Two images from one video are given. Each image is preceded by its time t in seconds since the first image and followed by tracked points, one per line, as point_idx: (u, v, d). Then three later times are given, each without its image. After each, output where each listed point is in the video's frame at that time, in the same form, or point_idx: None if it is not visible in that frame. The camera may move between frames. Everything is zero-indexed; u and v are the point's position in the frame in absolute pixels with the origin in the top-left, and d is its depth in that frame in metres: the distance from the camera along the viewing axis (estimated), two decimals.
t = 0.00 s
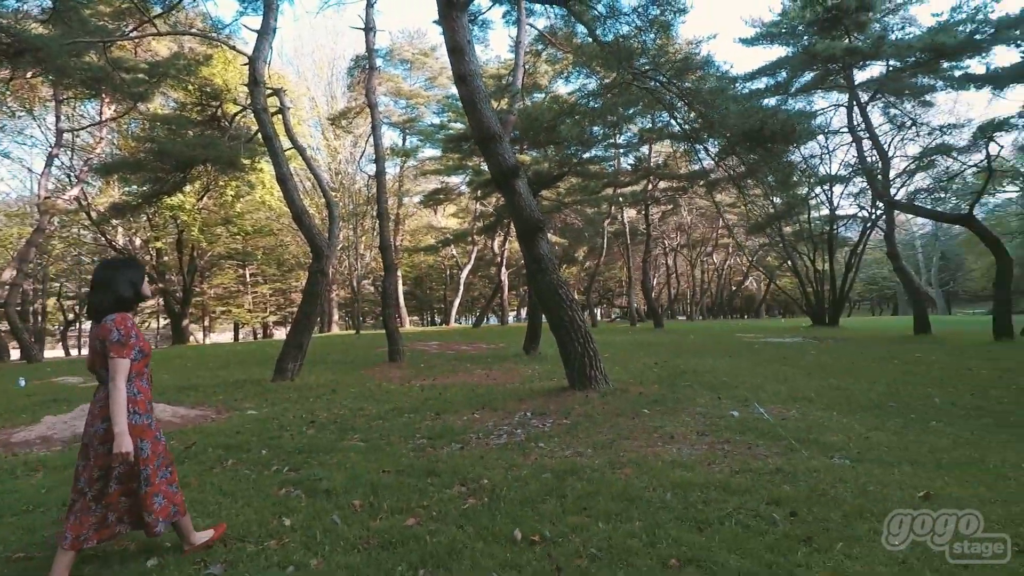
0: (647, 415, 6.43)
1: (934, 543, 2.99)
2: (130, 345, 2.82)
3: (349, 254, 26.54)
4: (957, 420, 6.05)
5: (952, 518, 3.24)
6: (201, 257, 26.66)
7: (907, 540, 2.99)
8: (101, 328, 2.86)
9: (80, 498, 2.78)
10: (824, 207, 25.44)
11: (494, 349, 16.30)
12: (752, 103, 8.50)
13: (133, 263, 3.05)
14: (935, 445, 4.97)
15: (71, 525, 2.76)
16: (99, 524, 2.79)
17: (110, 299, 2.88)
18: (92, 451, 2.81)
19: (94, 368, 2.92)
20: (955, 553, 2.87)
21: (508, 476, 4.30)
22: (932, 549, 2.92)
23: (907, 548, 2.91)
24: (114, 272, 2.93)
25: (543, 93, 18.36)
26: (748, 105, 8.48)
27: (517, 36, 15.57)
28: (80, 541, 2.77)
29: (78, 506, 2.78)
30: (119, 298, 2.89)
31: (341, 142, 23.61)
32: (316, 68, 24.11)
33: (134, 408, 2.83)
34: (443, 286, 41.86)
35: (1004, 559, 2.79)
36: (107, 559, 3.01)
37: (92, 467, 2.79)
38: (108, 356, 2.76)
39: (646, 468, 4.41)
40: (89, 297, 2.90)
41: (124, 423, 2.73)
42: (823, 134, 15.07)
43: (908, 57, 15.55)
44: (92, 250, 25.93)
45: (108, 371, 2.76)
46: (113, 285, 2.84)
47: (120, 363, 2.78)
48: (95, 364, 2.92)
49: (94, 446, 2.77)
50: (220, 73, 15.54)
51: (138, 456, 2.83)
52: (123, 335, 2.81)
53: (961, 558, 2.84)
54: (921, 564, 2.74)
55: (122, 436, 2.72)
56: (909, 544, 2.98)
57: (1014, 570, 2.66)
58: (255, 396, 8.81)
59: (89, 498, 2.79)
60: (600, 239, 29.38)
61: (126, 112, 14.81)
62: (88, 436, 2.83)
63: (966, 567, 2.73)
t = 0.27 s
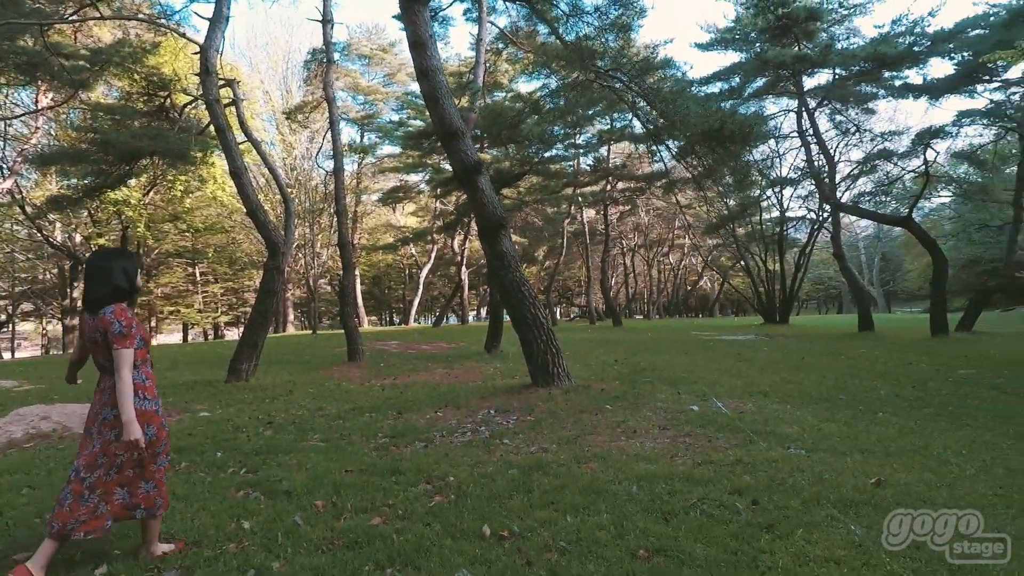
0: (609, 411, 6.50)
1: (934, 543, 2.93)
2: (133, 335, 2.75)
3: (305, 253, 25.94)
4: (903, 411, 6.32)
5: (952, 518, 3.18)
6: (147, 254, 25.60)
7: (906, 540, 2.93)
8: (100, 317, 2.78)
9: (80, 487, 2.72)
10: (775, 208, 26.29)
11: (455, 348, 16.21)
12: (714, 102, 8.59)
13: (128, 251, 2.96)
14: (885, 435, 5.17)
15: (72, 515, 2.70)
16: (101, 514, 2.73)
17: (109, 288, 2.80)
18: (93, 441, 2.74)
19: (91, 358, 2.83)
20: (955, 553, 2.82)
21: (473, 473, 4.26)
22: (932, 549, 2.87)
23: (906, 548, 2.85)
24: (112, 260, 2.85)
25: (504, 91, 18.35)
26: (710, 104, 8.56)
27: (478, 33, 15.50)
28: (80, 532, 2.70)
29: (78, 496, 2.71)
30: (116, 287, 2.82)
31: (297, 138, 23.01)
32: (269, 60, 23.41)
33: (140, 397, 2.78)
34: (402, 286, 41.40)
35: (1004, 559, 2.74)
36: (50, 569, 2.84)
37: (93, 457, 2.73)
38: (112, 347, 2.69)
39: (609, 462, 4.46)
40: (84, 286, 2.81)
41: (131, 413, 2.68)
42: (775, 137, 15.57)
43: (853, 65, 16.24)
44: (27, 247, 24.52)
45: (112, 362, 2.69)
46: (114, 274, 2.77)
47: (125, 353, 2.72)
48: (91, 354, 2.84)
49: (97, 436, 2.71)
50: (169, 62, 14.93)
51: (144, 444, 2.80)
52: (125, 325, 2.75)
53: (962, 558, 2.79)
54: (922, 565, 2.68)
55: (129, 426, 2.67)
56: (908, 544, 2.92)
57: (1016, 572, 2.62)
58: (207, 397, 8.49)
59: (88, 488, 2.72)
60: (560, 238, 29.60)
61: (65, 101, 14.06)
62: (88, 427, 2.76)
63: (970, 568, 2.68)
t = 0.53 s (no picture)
0: (595, 409, 6.49)
1: (935, 543, 2.87)
2: (155, 323, 2.69)
3: (277, 251, 25.42)
4: (881, 407, 6.47)
5: (952, 518, 3.13)
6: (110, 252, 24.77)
7: (906, 540, 2.88)
8: (117, 309, 2.71)
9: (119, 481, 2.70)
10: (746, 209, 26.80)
11: (433, 348, 16.05)
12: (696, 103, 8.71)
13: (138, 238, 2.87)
14: (867, 429, 5.27)
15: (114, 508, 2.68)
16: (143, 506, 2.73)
17: (124, 276, 2.73)
18: (123, 435, 2.71)
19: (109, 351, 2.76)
20: (954, 553, 2.77)
21: (465, 472, 4.19)
22: (933, 549, 2.81)
23: (907, 548, 2.79)
24: (124, 248, 2.76)
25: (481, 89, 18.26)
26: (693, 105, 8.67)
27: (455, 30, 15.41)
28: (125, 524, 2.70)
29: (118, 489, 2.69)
30: (133, 277, 2.74)
31: (269, 133, 22.49)
32: (239, 54, 22.87)
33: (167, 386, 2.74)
34: (375, 285, 40.91)
35: (1004, 558, 2.69)
36: None
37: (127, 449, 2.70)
38: (133, 337, 2.63)
39: (601, 459, 4.43)
40: (98, 276, 2.73)
41: (168, 403, 2.66)
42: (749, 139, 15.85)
43: (823, 70, 16.63)
44: None
45: (136, 353, 2.63)
46: (129, 262, 2.69)
47: (149, 344, 2.66)
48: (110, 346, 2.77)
49: (126, 431, 2.67)
50: (135, 53, 14.41)
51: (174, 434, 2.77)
52: (147, 316, 2.68)
53: (962, 558, 2.73)
54: (920, 564, 2.63)
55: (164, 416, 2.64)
56: (908, 544, 2.86)
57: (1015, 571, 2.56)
58: (180, 399, 8.22)
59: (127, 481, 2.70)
60: (535, 237, 29.63)
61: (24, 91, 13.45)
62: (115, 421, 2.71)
63: (969, 569, 2.62)
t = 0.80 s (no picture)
0: (602, 408, 6.43)
1: (935, 543, 2.82)
2: (197, 318, 2.82)
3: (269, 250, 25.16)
4: (887, 405, 6.47)
5: (952, 517, 3.07)
6: (99, 251, 24.41)
7: (907, 539, 2.82)
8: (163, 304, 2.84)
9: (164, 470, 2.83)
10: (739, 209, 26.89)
11: (430, 347, 15.93)
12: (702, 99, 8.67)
13: (184, 237, 3.02)
14: (877, 428, 5.25)
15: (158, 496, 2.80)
16: (185, 495, 2.83)
17: (171, 272, 2.87)
18: (166, 427, 2.83)
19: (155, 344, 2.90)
20: (956, 553, 2.71)
21: (480, 472, 4.12)
22: (933, 549, 2.75)
23: (907, 548, 2.73)
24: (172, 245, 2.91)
25: (476, 88, 18.16)
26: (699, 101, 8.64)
27: (451, 28, 15.31)
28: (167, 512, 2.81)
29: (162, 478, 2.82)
30: (179, 272, 2.88)
31: (262, 131, 22.20)
32: (229, 51, 22.62)
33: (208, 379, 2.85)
34: (367, 285, 40.65)
35: (1005, 559, 2.65)
36: None
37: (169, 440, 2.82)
38: (176, 331, 2.75)
39: (613, 458, 4.39)
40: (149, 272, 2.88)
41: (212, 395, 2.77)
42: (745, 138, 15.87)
43: (818, 70, 16.71)
44: None
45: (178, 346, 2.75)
46: (175, 259, 2.82)
47: (191, 338, 2.78)
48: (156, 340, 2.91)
49: (167, 422, 2.78)
50: (127, 48, 14.17)
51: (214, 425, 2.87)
52: (190, 310, 2.81)
53: (962, 558, 2.68)
54: (919, 563, 2.57)
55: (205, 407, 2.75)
56: (908, 544, 2.81)
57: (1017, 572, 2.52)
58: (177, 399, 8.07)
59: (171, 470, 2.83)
60: (529, 237, 29.55)
61: (12, 86, 13.18)
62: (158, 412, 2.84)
63: (968, 567, 2.57)
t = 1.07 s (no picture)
0: (616, 408, 6.34)
1: (935, 543, 2.79)
2: (253, 320, 2.84)
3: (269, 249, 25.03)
4: (903, 405, 6.40)
5: (952, 518, 3.03)
6: (97, 250, 24.26)
7: (906, 540, 2.78)
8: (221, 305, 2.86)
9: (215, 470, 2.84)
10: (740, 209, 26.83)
11: (432, 347, 15.83)
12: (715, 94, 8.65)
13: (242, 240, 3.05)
14: (895, 428, 5.17)
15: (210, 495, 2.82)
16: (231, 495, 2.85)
17: (229, 275, 2.90)
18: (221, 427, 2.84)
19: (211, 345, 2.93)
20: (956, 553, 2.68)
21: (501, 474, 4.02)
22: (932, 549, 2.72)
23: (907, 548, 2.70)
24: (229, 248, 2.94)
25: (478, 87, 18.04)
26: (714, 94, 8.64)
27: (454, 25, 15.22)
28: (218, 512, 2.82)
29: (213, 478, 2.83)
30: (237, 274, 2.90)
31: (262, 129, 22.03)
32: (228, 50, 22.51)
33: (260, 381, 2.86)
34: (366, 284, 40.51)
35: (1005, 559, 2.61)
36: None
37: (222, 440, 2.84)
38: (231, 332, 2.77)
39: (637, 459, 4.30)
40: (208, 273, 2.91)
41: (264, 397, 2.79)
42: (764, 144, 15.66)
43: (821, 69, 16.66)
44: None
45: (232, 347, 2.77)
46: (233, 261, 2.85)
47: (247, 339, 2.80)
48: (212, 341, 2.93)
49: (223, 422, 2.80)
50: (127, 44, 14.02)
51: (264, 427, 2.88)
52: (247, 312, 2.83)
53: (962, 558, 2.64)
54: (921, 566, 2.53)
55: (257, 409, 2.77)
56: (907, 545, 2.77)
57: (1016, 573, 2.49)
58: (180, 399, 7.96)
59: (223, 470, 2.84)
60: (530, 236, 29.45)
61: (11, 82, 13.02)
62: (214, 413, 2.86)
63: (968, 569, 2.53)
